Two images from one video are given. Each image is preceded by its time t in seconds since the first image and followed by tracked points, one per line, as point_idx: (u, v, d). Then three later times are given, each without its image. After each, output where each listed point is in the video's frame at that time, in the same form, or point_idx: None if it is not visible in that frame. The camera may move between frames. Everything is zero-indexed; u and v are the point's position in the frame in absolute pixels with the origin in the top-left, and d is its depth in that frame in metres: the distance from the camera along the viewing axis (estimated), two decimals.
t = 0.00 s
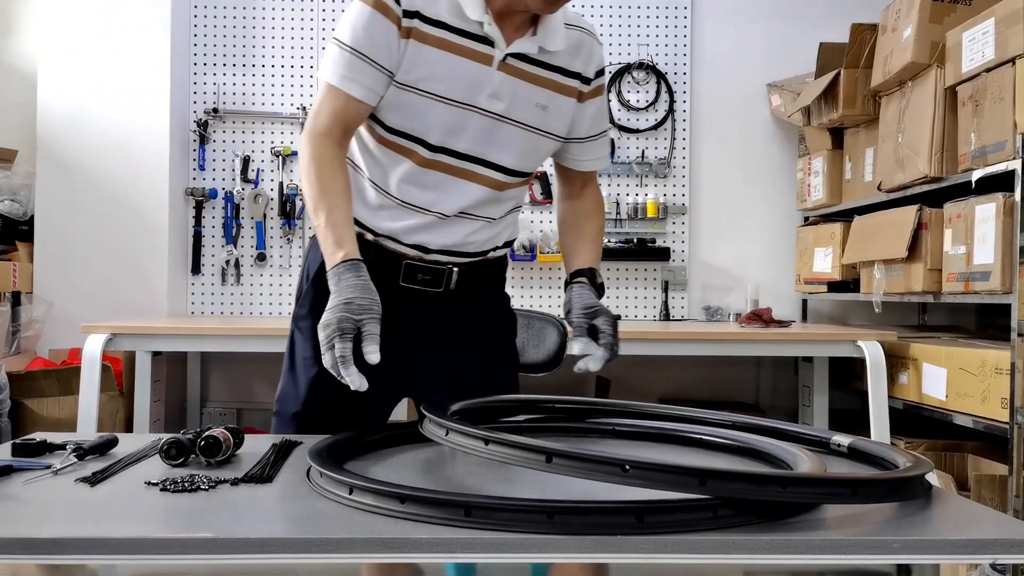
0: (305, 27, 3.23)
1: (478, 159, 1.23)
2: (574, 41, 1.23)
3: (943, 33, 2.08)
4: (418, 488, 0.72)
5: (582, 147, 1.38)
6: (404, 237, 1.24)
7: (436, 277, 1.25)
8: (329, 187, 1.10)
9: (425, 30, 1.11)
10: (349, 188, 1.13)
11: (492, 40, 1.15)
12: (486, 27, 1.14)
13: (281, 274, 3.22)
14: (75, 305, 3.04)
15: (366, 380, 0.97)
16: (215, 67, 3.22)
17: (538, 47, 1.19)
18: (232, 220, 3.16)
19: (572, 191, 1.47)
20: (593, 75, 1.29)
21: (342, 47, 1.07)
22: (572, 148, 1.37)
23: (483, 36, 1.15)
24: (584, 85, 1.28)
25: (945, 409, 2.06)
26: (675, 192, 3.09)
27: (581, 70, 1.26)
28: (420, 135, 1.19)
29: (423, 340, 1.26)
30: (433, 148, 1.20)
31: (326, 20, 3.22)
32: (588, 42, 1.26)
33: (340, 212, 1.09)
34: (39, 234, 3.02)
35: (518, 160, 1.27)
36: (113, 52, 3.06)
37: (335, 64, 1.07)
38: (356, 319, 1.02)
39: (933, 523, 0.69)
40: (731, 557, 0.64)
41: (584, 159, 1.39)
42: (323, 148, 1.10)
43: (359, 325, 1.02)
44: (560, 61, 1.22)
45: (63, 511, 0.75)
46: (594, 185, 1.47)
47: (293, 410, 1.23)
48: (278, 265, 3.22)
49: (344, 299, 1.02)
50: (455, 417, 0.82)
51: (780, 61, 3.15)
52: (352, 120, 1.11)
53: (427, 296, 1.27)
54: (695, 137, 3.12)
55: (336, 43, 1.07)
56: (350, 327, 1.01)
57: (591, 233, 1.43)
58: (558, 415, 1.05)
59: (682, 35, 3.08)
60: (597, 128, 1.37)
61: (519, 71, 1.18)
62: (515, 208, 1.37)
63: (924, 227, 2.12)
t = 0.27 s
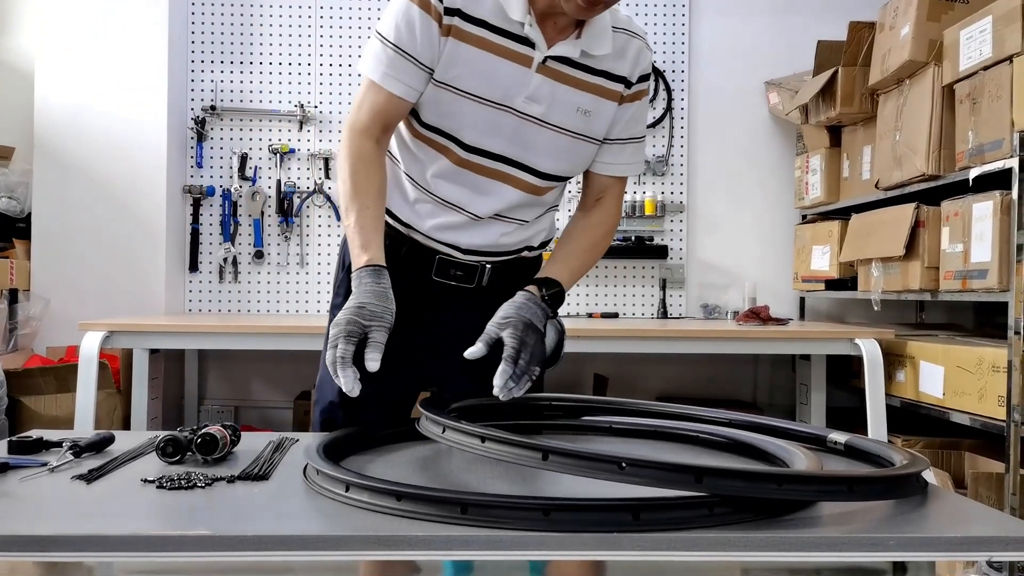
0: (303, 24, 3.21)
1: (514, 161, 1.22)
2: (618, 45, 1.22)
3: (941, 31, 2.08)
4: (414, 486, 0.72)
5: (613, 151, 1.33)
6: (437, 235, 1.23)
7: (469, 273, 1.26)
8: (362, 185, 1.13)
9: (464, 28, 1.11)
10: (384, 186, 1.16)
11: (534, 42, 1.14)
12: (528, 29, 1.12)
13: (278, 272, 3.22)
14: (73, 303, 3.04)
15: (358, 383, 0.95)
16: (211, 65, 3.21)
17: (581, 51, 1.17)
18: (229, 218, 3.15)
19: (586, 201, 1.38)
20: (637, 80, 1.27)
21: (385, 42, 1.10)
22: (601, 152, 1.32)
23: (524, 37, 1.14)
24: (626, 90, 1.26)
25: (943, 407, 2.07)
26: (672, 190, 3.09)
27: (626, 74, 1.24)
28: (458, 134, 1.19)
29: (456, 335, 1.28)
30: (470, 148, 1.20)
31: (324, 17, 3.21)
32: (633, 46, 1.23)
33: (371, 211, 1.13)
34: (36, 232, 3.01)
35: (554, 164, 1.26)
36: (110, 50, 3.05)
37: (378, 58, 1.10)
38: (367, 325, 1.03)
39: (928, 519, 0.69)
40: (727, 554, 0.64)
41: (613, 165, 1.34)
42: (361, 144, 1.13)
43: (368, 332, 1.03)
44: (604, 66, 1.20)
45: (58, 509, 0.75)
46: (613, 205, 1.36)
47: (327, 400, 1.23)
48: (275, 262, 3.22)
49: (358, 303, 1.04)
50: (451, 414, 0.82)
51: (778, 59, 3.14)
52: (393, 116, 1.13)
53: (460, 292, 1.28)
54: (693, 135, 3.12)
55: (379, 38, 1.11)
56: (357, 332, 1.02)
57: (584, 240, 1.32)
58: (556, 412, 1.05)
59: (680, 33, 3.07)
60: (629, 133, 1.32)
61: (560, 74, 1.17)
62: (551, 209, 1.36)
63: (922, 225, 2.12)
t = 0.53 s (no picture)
0: (300, 22, 3.21)
1: (518, 164, 1.21)
2: (620, 44, 1.18)
3: (939, 30, 2.08)
4: (412, 483, 0.72)
5: (618, 152, 1.31)
6: (444, 236, 1.24)
7: (479, 274, 1.25)
8: (378, 190, 1.13)
9: (461, 29, 1.08)
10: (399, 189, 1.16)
11: (532, 43, 1.11)
12: (525, 30, 1.09)
13: (276, 270, 3.21)
14: (70, 301, 3.03)
15: (400, 382, 0.97)
16: (208, 63, 3.21)
17: (581, 51, 1.14)
18: (227, 215, 3.15)
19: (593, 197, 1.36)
20: (640, 80, 1.24)
21: (388, 49, 1.09)
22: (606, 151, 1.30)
23: (522, 37, 1.11)
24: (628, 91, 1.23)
25: (939, 406, 2.07)
26: (670, 188, 3.09)
27: (628, 74, 1.21)
28: (460, 139, 1.18)
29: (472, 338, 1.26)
30: (473, 152, 1.19)
31: (321, 15, 3.20)
32: (638, 45, 1.20)
33: (389, 214, 1.13)
34: (33, 230, 3.00)
35: (559, 165, 1.24)
36: (107, 47, 3.04)
37: (381, 65, 1.10)
38: (399, 321, 1.05)
39: (926, 518, 0.69)
40: (724, 552, 0.64)
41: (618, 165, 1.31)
42: (371, 150, 1.13)
43: (403, 328, 1.05)
44: (605, 65, 1.17)
45: (53, 506, 0.75)
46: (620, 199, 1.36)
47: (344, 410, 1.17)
48: (273, 260, 3.22)
49: (388, 302, 1.06)
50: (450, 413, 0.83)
51: (775, 58, 3.14)
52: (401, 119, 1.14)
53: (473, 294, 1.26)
54: (690, 133, 3.12)
55: (383, 44, 1.10)
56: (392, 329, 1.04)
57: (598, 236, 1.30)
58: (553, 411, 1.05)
59: (678, 31, 3.07)
60: (634, 133, 1.30)
61: (560, 75, 1.14)
62: (561, 205, 1.36)
63: (919, 223, 2.12)
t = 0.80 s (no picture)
0: (297, 19, 3.20)
1: (513, 172, 1.22)
2: (602, 35, 1.18)
3: (937, 28, 2.08)
4: (410, 481, 0.72)
5: (609, 140, 1.34)
6: (442, 246, 1.25)
7: (481, 274, 1.26)
8: (381, 217, 1.07)
9: (448, 45, 1.07)
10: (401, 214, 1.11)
11: (518, 51, 1.10)
12: (511, 37, 1.09)
13: (274, 268, 3.21)
14: (68, 298, 3.02)
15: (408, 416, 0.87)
16: (205, 60, 3.20)
17: (566, 50, 1.14)
18: (225, 213, 3.14)
19: (607, 187, 1.38)
20: (624, 67, 1.23)
21: (374, 70, 1.06)
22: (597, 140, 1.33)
23: (509, 47, 1.10)
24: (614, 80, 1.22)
25: (936, 404, 2.08)
26: (668, 186, 3.09)
27: (613, 64, 1.20)
28: (452, 151, 1.18)
29: (473, 341, 1.26)
30: (467, 164, 1.19)
31: (318, 13, 3.20)
32: (617, 34, 1.19)
33: (396, 239, 1.07)
34: (30, 227, 3.00)
35: (552, 167, 1.25)
36: (104, 44, 3.03)
37: (369, 88, 1.06)
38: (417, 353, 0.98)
39: (923, 516, 0.70)
40: (721, 549, 0.64)
41: (612, 151, 1.34)
42: (368, 176, 1.08)
43: (421, 360, 0.98)
44: (591, 61, 1.17)
45: (50, 504, 0.75)
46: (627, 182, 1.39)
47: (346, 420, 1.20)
48: (271, 258, 3.21)
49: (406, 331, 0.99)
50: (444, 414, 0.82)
51: (772, 56, 3.14)
52: (393, 141, 1.09)
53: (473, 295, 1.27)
54: (688, 132, 3.11)
55: (368, 66, 1.07)
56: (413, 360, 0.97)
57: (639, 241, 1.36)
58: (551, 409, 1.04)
59: (676, 29, 3.07)
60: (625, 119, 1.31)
61: (549, 78, 1.14)
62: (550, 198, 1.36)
63: (916, 221, 2.12)
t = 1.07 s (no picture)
0: (294, 17, 3.19)
1: (500, 177, 1.22)
2: (591, 47, 1.18)
3: (934, 27, 2.08)
4: (407, 480, 0.72)
5: (598, 148, 1.32)
6: (423, 248, 1.24)
7: (466, 273, 1.27)
8: (375, 225, 1.06)
9: (441, 50, 1.08)
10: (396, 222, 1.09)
11: (509, 58, 1.11)
12: (502, 45, 1.09)
13: (271, 266, 3.21)
14: (66, 297, 3.02)
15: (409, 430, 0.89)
16: (203, 58, 3.19)
17: (554, 60, 1.15)
18: (222, 211, 3.14)
19: (599, 195, 1.38)
20: (612, 76, 1.24)
21: (370, 74, 1.04)
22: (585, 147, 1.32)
23: (500, 54, 1.11)
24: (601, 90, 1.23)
25: (933, 402, 2.08)
26: (666, 185, 3.09)
27: (600, 73, 1.21)
28: (442, 156, 1.18)
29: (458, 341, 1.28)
30: (455, 168, 1.19)
31: (316, 11, 3.19)
32: (604, 43, 1.19)
33: (391, 249, 1.05)
34: (27, 225, 2.99)
35: (537, 173, 1.26)
36: (101, 41, 3.02)
37: (364, 92, 1.05)
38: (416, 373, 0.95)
39: (917, 515, 0.70)
40: (719, 548, 0.64)
41: (600, 160, 1.33)
42: (363, 183, 1.06)
43: (421, 379, 0.95)
44: (580, 69, 1.18)
45: (48, 502, 0.75)
46: (623, 195, 1.40)
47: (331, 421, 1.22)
48: (268, 256, 3.21)
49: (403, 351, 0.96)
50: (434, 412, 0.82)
51: (770, 55, 3.14)
52: (389, 146, 1.07)
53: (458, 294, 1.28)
54: (686, 131, 3.11)
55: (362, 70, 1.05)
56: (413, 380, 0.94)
57: (637, 253, 1.35)
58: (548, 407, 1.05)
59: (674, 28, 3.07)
60: (611, 128, 1.31)
61: (537, 87, 1.15)
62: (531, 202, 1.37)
63: (914, 220, 2.12)
